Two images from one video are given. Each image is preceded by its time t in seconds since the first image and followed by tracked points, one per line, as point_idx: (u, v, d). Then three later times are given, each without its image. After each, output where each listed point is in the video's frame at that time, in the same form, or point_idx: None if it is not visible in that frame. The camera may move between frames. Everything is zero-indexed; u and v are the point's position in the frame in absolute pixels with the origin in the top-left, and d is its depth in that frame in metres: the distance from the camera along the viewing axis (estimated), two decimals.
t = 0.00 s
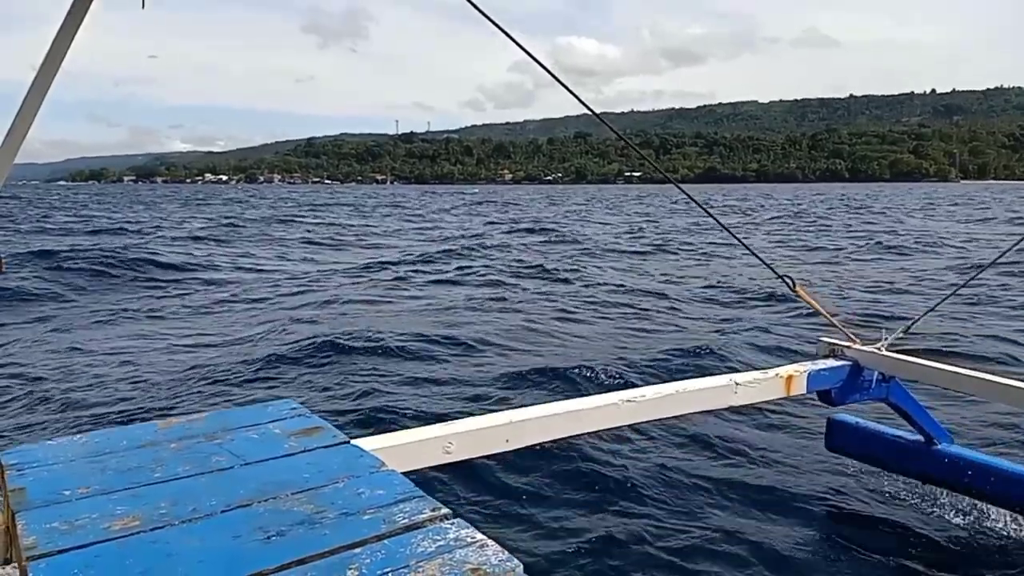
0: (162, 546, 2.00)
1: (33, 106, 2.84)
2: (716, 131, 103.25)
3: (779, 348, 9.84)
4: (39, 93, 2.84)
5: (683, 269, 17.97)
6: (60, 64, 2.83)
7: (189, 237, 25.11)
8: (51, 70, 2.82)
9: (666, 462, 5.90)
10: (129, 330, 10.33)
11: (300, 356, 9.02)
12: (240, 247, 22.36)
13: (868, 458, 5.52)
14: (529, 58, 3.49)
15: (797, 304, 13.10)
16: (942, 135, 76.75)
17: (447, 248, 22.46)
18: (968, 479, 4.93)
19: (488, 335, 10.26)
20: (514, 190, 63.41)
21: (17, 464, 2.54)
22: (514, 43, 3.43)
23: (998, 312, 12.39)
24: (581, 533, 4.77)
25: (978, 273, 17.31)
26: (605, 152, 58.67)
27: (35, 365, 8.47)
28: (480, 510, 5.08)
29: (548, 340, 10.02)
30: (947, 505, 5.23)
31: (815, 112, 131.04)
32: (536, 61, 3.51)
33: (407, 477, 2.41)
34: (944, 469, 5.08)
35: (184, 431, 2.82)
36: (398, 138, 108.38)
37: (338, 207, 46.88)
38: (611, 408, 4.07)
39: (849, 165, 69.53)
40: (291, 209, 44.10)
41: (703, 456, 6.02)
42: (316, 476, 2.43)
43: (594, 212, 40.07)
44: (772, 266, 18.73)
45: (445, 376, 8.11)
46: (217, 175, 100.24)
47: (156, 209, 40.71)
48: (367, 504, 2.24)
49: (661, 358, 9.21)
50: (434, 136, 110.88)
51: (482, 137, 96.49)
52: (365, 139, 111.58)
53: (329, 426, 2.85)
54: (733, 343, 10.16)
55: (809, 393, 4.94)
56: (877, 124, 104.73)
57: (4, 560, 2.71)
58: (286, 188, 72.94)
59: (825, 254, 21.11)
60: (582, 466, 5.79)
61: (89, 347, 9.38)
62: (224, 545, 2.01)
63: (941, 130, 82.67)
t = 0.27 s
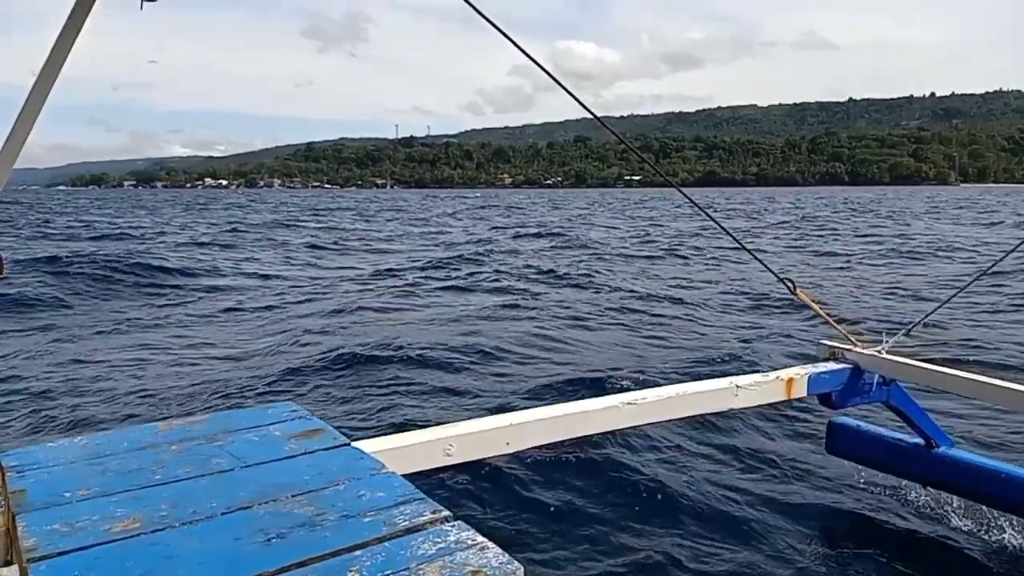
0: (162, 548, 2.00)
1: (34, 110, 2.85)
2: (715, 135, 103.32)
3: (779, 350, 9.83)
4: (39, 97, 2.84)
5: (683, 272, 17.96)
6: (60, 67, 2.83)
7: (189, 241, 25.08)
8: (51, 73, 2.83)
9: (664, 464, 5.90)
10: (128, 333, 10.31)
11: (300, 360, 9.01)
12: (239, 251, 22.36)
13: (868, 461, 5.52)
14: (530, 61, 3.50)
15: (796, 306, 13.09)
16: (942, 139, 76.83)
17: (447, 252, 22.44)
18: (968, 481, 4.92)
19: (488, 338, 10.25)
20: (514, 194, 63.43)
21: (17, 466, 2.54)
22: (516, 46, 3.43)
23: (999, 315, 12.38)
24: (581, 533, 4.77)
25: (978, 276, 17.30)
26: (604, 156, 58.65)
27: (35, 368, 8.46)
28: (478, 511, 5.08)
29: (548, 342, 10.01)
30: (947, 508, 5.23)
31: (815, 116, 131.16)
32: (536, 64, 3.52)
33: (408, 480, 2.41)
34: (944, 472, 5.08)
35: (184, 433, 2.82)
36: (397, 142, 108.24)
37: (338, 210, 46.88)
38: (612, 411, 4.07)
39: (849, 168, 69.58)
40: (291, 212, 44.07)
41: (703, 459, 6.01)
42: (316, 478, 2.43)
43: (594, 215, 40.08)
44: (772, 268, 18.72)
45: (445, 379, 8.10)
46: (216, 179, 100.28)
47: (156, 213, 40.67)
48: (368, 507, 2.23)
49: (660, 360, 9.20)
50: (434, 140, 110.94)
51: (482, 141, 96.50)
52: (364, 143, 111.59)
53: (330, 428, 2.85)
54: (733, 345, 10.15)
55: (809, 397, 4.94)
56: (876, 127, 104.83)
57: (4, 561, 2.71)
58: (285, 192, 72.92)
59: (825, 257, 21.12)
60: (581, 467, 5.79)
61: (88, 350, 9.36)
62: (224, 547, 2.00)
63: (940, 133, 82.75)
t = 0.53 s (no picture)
0: (163, 548, 2.00)
1: (33, 112, 2.85)
2: (715, 136, 103.29)
3: (779, 351, 9.84)
4: (39, 100, 2.85)
5: (683, 273, 17.96)
6: (59, 69, 2.84)
7: (189, 244, 25.08)
8: (50, 76, 2.83)
9: (665, 464, 5.90)
10: (129, 336, 10.32)
11: (301, 363, 9.02)
12: (239, 253, 22.38)
13: (867, 460, 5.51)
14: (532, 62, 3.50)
15: (796, 307, 13.10)
16: (941, 139, 76.86)
17: (447, 254, 22.45)
18: (968, 480, 4.92)
19: (489, 339, 10.26)
20: (513, 196, 63.45)
21: (18, 467, 2.54)
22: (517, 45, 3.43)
23: (999, 315, 12.40)
24: (582, 534, 4.78)
25: (978, 276, 17.31)
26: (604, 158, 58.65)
27: (36, 372, 8.47)
28: (479, 512, 5.08)
29: (548, 343, 10.01)
30: (947, 508, 5.23)
31: (814, 117, 131.20)
32: (538, 64, 3.52)
33: (408, 480, 2.41)
34: (944, 471, 5.08)
35: (185, 434, 2.82)
36: (397, 144, 108.30)
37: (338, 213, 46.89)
38: (613, 412, 4.07)
39: (848, 169, 69.61)
40: (291, 215, 44.04)
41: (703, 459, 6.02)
42: (317, 478, 2.42)
43: (594, 217, 40.07)
44: (772, 269, 18.73)
45: (446, 380, 8.11)
46: (216, 182, 100.34)
47: (156, 216, 40.62)
48: (369, 507, 2.23)
49: (660, 362, 9.20)
50: (433, 142, 110.98)
51: (482, 143, 96.47)
52: (364, 145, 111.56)
53: (330, 428, 2.85)
54: (733, 346, 10.17)
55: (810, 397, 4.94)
56: (876, 128, 104.87)
57: (5, 561, 2.71)
58: (285, 194, 72.90)
59: (825, 257, 21.12)
60: (582, 468, 5.79)
61: (89, 354, 9.37)
62: (225, 548, 2.00)
63: (939, 134, 82.79)
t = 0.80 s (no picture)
0: (162, 549, 2.00)
1: (32, 114, 2.86)
2: (714, 138, 103.35)
3: (779, 353, 9.86)
4: (38, 102, 2.85)
5: (683, 276, 17.95)
6: (60, 71, 2.84)
7: (190, 248, 25.07)
8: (50, 78, 2.83)
9: (665, 465, 5.90)
10: (129, 342, 10.32)
11: (302, 369, 9.03)
12: (239, 257, 22.39)
13: (869, 460, 5.51)
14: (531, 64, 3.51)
15: (796, 310, 13.12)
16: (940, 141, 76.93)
17: (447, 257, 22.47)
18: (968, 479, 4.91)
19: (489, 343, 10.27)
20: (512, 199, 63.45)
21: (17, 468, 2.54)
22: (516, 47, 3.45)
23: (999, 317, 12.41)
24: (581, 534, 4.78)
25: (977, 278, 17.33)
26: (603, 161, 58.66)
27: (36, 379, 8.47)
28: (480, 514, 5.08)
29: (548, 347, 10.00)
30: (945, 507, 5.24)
31: (813, 119, 131.29)
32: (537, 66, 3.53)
33: (408, 481, 2.41)
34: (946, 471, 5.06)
35: (185, 435, 2.82)
36: (396, 147, 108.34)
37: (338, 216, 46.87)
38: (613, 413, 4.07)
39: (848, 171, 69.65)
40: (291, 219, 44.02)
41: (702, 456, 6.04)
42: (316, 480, 2.43)
43: (593, 219, 40.08)
44: (772, 272, 18.75)
45: (446, 384, 8.12)
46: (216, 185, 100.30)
47: (155, 220, 40.60)
48: (368, 508, 2.23)
49: (660, 365, 9.21)
50: (433, 145, 111.00)
51: (482, 146, 96.47)
52: (363, 148, 111.54)
53: (330, 430, 2.85)
54: (733, 349, 10.18)
55: (810, 398, 4.94)
56: (874, 129, 104.93)
57: (5, 562, 2.71)
58: (285, 198, 72.86)
59: (825, 259, 21.13)
60: (581, 469, 5.80)
61: (90, 360, 9.38)
62: (225, 549, 2.01)
63: (938, 136, 82.86)
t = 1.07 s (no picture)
0: (163, 549, 2.00)
1: (32, 116, 2.85)
2: (713, 139, 103.37)
3: (779, 352, 9.86)
4: (38, 105, 2.85)
5: (683, 276, 17.96)
6: (59, 73, 2.84)
7: (189, 251, 25.04)
8: (50, 80, 2.83)
9: (665, 465, 5.90)
10: (129, 345, 10.31)
11: (301, 370, 9.02)
12: (238, 260, 22.39)
13: (871, 459, 5.51)
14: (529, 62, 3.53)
15: (796, 310, 13.12)
16: (939, 140, 76.98)
17: (446, 259, 22.46)
18: (968, 478, 4.91)
19: (489, 345, 10.27)
20: (512, 201, 63.48)
21: (17, 469, 2.54)
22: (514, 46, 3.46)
23: (998, 316, 12.42)
24: (582, 534, 4.78)
25: (976, 277, 17.35)
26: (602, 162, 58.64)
27: (35, 382, 8.45)
28: (480, 515, 5.08)
29: (549, 348, 10.00)
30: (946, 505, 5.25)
31: (812, 119, 131.34)
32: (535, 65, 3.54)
33: (408, 481, 2.41)
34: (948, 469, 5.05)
35: (185, 435, 2.82)
36: (395, 150, 108.33)
37: (337, 219, 46.85)
38: (614, 413, 4.07)
39: (846, 171, 69.68)
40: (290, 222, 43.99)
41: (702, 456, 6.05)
42: (317, 480, 2.42)
43: (592, 221, 40.08)
44: (772, 272, 18.75)
45: (446, 386, 8.12)
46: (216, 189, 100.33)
47: (154, 224, 40.55)
48: (369, 509, 2.23)
49: (659, 365, 9.22)
50: (431, 147, 111.00)
51: (481, 148, 96.49)
52: (362, 151, 111.52)
53: (330, 430, 2.85)
54: (732, 348, 10.18)
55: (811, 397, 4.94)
56: (873, 130, 104.98)
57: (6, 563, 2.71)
58: (284, 201, 72.82)
59: (825, 259, 21.14)
60: (582, 470, 5.80)
61: (89, 362, 9.37)
62: (226, 549, 2.01)
63: (937, 136, 82.90)
